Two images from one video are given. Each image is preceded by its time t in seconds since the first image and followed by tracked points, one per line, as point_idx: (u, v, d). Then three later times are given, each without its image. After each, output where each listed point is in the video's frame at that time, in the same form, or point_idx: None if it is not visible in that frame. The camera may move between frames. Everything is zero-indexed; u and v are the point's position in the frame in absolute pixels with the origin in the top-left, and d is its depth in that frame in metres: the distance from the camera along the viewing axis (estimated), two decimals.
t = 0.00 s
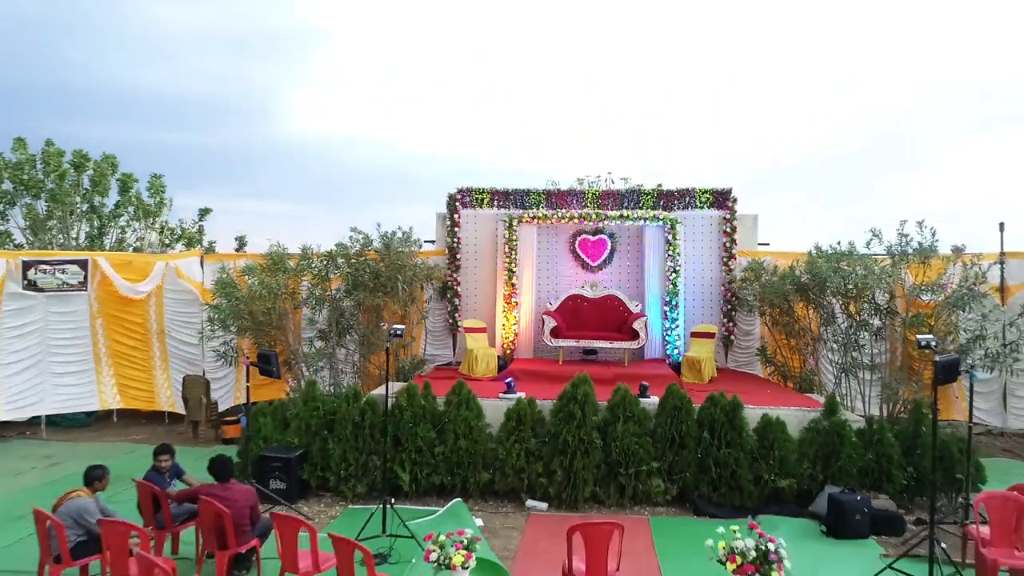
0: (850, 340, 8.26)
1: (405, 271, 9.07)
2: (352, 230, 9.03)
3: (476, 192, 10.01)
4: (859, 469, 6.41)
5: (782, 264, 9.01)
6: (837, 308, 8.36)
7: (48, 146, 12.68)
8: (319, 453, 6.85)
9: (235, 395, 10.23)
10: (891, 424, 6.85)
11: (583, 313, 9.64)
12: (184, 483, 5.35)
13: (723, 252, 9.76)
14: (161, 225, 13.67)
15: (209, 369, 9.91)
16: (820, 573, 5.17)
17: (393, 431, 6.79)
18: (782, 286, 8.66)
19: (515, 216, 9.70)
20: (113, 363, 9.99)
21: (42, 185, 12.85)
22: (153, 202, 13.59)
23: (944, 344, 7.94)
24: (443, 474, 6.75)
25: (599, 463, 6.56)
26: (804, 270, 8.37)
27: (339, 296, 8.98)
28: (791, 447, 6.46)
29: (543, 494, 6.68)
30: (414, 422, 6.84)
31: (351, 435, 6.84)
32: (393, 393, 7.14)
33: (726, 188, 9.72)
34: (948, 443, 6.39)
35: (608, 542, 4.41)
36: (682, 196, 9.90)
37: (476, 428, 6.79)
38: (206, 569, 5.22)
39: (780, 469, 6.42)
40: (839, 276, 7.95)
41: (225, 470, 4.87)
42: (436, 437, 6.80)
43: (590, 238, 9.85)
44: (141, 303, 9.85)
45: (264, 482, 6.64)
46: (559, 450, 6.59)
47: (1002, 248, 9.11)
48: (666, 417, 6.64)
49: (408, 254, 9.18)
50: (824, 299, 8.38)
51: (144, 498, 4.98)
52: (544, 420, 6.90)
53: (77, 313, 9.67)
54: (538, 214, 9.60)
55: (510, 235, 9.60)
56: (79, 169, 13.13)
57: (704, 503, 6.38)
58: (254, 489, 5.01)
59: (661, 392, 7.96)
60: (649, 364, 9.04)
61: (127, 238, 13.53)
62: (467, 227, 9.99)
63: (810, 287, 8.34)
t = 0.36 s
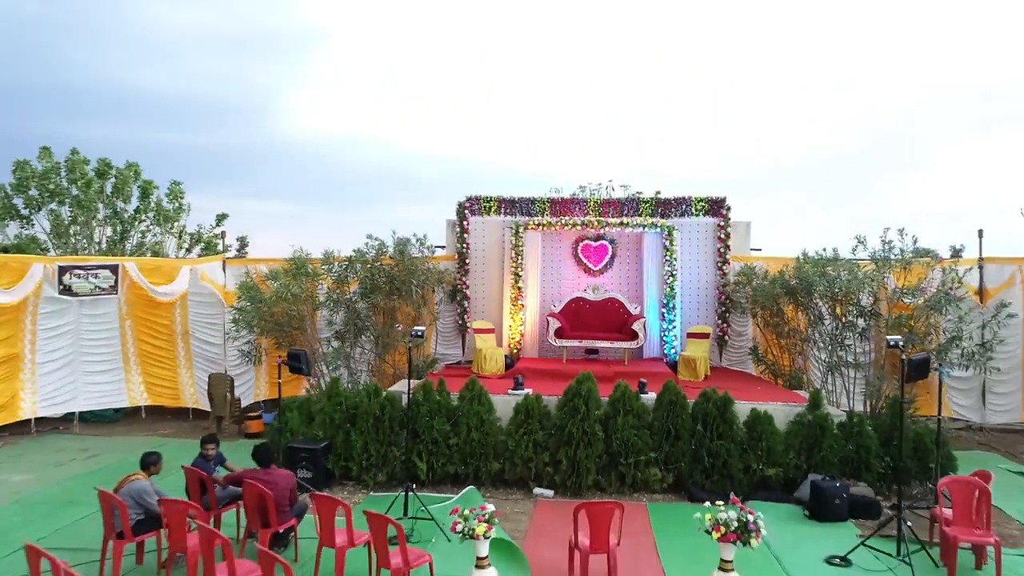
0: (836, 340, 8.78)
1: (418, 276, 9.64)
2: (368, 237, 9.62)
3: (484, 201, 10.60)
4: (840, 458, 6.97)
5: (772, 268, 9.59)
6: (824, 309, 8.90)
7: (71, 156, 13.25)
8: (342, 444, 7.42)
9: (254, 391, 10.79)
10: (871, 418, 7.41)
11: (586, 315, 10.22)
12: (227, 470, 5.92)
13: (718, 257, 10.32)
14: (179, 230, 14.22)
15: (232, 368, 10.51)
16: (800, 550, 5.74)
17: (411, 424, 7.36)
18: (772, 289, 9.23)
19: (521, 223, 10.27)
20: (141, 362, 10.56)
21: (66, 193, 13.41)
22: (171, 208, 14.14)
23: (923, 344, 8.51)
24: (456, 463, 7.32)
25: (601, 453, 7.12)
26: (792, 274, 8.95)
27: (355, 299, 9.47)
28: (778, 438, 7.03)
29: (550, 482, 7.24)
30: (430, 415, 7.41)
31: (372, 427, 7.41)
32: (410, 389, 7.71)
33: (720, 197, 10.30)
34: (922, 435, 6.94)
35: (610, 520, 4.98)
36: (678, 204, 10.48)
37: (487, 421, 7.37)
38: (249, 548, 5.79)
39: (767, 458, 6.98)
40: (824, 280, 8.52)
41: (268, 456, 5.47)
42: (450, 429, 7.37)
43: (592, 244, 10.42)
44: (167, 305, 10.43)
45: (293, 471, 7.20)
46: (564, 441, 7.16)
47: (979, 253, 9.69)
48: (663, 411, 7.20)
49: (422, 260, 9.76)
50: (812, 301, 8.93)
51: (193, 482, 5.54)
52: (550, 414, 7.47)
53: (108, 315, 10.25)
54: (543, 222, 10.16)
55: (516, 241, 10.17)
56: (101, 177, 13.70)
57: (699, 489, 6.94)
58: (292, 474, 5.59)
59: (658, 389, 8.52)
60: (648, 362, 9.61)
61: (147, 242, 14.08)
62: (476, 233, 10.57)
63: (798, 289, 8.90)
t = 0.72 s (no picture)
0: (825, 339, 9.28)
1: (429, 278, 10.20)
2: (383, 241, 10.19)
3: (491, 207, 11.20)
4: (824, 448, 7.53)
5: (763, 271, 10.15)
6: (812, 310, 9.42)
7: (93, 163, 13.83)
8: (362, 435, 7.99)
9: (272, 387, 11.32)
10: (854, 411, 7.97)
11: (588, 315, 10.81)
12: (261, 457, 6.48)
13: (713, 261, 10.91)
14: (196, 233, 14.77)
15: (252, 365, 11.08)
16: (784, 528, 6.30)
17: (426, 417, 7.92)
18: (763, 291, 9.78)
19: (527, 228, 10.85)
20: (165, 360, 11.14)
21: (87, 199, 13.95)
22: (189, 212, 14.71)
23: (905, 342, 9.08)
24: (469, 453, 7.88)
25: (603, 443, 7.67)
26: (782, 276, 9.49)
27: (368, 299, 9.98)
28: (766, 429, 7.58)
29: (556, 470, 7.79)
30: (444, 409, 7.97)
31: (390, 420, 7.97)
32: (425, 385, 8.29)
33: (715, 203, 10.89)
34: (901, 427, 7.50)
35: (612, 500, 5.53)
36: (676, 210, 11.06)
37: (497, 414, 7.94)
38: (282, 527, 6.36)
39: (757, 448, 7.54)
40: (812, 282, 9.07)
41: (301, 444, 6.01)
42: (463, 421, 7.93)
43: (594, 248, 11.00)
44: (190, 306, 11.00)
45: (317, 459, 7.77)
46: (569, 432, 7.71)
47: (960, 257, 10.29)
48: (660, 404, 7.76)
49: (433, 263, 10.34)
50: (801, 302, 9.46)
51: (232, 467, 6.10)
52: (555, 407, 8.03)
53: (135, 315, 10.83)
54: (547, 227, 10.73)
55: (522, 245, 10.75)
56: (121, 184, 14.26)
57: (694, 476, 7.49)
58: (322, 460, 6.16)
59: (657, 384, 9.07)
60: (647, 360, 10.19)
61: (166, 245, 14.63)
62: (484, 238, 11.16)
63: (788, 291, 9.45)
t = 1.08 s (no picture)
0: (816, 339, 9.84)
1: (441, 280, 10.74)
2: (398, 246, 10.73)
3: (500, 214, 11.79)
4: (813, 441, 8.09)
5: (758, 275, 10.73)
6: (804, 311, 9.98)
7: (116, 171, 14.40)
8: (383, 429, 8.56)
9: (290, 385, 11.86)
10: (842, 406, 8.54)
11: (592, 316, 11.40)
12: (295, 448, 7.04)
13: (711, 265, 11.50)
14: (214, 237, 15.35)
15: (272, 364, 11.65)
16: (775, 512, 6.87)
17: (442, 411, 8.49)
18: (758, 293, 10.36)
19: (534, 234, 11.43)
20: (190, 359, 11.72)
21: (110, 205, 14.49)
22: (206, 217, 15.27)
23: (891, 341, 9.65)
24: (482, 445, 8.45)
25: (607, 436, 8.24)
26: (776, 280, 10.07)
27: (384, 301, 10.56)
28: (759, 423, 8.15)
29: (563, 461, 8.35)
30: (459, 404, 8.55)
31: (408, 414, 8.54)
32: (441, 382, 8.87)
33: (713, 211, 11.47)
34: (884, 421, 8.06)
35: (616, 483, 6.10)
36: (676, 216, 11.64)
37: (508, 409, 8.51)
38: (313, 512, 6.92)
39: (751, 441, 8.11)
40: (804, 285, 9.64)
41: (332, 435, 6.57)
42: (476, 416, 8.50)
43: (597, 253, 11.60)
44: (214, 307, 11.59)
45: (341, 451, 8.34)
46: (575, 426, 8.28)
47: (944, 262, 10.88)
48: (661, 400, 8.33)
49: (446, 267, 10.92)
50: (793, 305, 10.03)
51: (269, 457, 6.67)
52: (562, 403, 8.60)
53: (162, 316, 11.43)
54: (553, 233, 11.30)
55: (529, 250, 11.34)
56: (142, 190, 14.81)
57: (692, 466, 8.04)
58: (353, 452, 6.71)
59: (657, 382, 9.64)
60: (648, 359, 10.76)
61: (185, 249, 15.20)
62: (493, 243, 11.75)
63: (782, 294, 10.01)
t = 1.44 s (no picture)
0: (808, 340, 10.35)
1: (452, 283, 11.28)
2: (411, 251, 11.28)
3: (508, 221, 12.37)
4: (804, 435, 8.64)
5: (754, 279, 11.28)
6: (797, 313, 10.50)
7: (137, 178, 15.02)
8: (401, 425, 9.12)
9: (307, 384, 12.40)
10: (832, 403, 9.10)
11: (596, 318, 11.96)
12: (323, 441, 7.60)
13: (709, 270, 12.07)
14: (230, 242, 15.92)
15: (289, 364, 12.20)
16: (767, 500, 7.43)
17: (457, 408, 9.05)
18: (754, 296, 10.91)
19: (541, 240, 11.99)
20: (212, 358, 12.28)
21: (132, 211, 15.07)
22: (223, 222, 15.85)
23: (879, 341, 10.21)
24: (494, 440, 9.00)
25: (612, 431, 8.78)
26: (772, 284, 10.61)
27: (398, 303, 11.10)
28: (754, 419, 8.71)
29: (570, 455, 8.90)
30: (473, 401, 9.10)
31: (424, 411, 9.11)
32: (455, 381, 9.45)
33: (711, 217, 12.04)
34: (871, 416, 8.61)
35: (621, 471, 6.66)
36: (675, 223, 12.21)
37: (517, 406, 9.07)
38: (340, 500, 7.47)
39: (746, 435, 8.67)
40: (798, 288, 10.19)
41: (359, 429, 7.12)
42: (488, 412, 9.06)
43: (601, 257, 12.15)
44: (235, 309, 12.15)
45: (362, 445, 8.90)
46: (581, 422, 8.84)
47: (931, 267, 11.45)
48: (661, 397, 8.89)
49: (457, 271, 11.48)
50: (787, 307, 10.55)
51: (299, 449, 7.21)
52: (569, 400, 9.15)
53: (186, 318, 12.00)
54: (559, 239, 11.86)
55: (536, 256, 11.90)
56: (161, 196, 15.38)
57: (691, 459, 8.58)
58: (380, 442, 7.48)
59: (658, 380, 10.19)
60: (649, 359, 11.32)
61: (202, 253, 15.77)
62: (501, 248, 12.32)
63: (776, 297, 10.54)
